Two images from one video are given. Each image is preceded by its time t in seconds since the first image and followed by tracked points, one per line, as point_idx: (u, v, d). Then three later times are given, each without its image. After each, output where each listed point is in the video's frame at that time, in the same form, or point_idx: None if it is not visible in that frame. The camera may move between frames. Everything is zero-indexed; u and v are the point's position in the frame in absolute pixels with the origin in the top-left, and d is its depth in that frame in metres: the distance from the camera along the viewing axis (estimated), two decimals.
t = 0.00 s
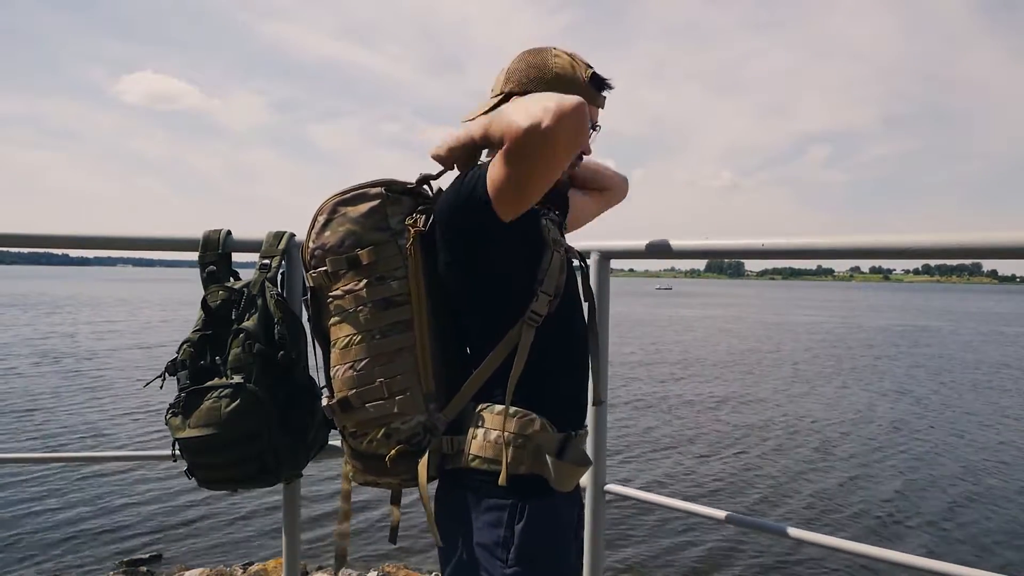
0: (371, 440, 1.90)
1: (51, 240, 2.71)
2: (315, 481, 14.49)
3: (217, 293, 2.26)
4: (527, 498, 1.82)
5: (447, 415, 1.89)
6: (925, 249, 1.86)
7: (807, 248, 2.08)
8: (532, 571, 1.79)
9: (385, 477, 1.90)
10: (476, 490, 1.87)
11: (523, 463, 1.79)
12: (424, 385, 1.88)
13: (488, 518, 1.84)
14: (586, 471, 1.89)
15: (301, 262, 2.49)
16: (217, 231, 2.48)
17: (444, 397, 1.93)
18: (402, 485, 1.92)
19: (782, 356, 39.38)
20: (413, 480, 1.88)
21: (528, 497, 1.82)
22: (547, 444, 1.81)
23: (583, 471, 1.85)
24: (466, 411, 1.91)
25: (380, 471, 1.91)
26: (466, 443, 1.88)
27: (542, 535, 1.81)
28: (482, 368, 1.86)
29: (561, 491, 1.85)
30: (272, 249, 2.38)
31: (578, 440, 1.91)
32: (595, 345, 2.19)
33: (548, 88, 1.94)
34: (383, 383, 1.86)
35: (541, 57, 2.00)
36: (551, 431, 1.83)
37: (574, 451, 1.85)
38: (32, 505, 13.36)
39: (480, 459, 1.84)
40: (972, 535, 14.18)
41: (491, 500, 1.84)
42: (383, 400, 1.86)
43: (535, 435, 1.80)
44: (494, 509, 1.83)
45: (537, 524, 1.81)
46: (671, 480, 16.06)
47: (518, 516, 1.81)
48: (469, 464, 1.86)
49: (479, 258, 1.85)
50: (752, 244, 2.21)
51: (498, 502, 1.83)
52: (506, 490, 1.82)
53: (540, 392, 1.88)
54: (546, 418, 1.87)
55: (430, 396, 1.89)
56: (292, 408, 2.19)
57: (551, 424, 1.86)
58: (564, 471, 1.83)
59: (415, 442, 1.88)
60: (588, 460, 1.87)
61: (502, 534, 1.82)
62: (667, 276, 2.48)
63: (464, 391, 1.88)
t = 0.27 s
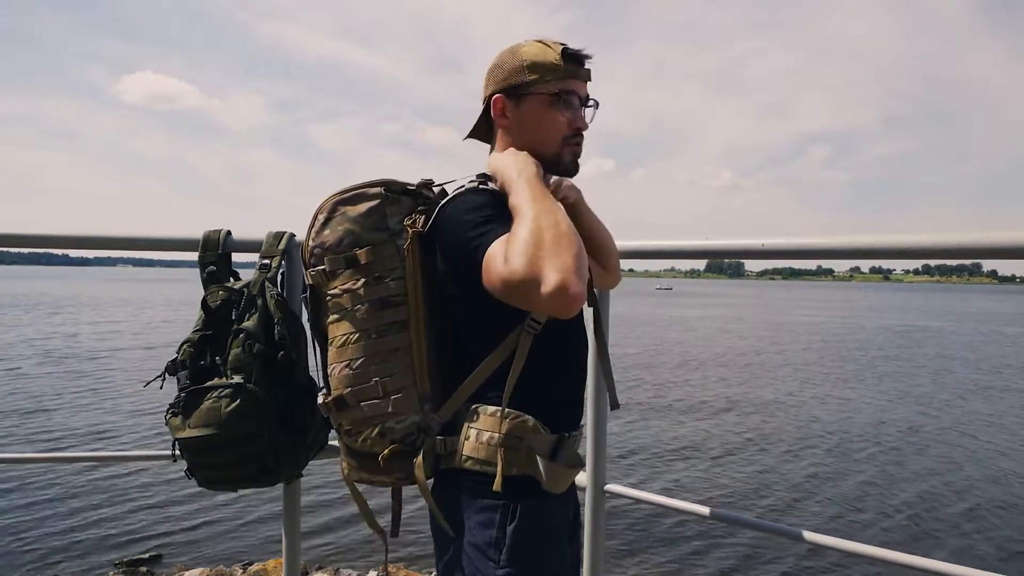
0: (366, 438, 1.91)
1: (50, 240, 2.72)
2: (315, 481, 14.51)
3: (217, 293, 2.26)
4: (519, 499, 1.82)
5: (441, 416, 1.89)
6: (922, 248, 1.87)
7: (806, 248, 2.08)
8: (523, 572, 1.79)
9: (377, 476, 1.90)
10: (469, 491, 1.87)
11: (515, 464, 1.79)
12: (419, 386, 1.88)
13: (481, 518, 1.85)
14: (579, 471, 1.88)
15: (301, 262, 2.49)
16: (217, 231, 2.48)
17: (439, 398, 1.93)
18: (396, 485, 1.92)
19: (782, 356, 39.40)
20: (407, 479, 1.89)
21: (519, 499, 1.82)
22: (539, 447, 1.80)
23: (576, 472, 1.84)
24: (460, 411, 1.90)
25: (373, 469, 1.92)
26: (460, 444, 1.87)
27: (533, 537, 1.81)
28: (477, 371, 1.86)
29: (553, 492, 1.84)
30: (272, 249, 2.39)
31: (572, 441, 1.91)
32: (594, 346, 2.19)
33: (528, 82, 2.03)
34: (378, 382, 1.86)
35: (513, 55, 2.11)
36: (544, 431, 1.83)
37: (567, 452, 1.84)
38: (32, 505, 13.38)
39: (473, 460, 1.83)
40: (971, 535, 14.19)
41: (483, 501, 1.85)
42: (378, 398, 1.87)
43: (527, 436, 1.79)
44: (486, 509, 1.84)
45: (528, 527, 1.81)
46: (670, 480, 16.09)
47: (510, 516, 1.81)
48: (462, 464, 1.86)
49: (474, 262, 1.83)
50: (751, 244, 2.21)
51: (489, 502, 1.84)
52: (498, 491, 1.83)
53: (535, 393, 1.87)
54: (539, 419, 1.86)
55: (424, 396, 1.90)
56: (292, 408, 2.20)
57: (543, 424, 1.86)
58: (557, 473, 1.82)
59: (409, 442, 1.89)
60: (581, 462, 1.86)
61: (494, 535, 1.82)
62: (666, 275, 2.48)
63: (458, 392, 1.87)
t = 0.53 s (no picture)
0: (367, 435, 1.91)
1: (50, 240, 2.72)
2: (315, 481, 14.49)
3: (217, 293, 2.26)
4: (517, 500, 1.81)
5: (442, 415, 1.89)
6: (923, 248, 1.87)
7: (807, 248, 2.08)
8: (520, 572, 1.79)
9: (376, 473, 1.91)
10: (468, 490, 1.87)
11: (514, 464, 1.79)
12: (421, 385, 1.88)
13: (478, 518, 1.85)
14: (578, 474, 1.87)
15: (301, 261, 2.48)
16: (217, 231, 2.48)
17: (440, 397, 1.93)
18: (395, 482, 1.92)
19: (783, 356, 39.37)
20: (406, 477, 1.89)
21: (517, 501, 1.82)
22: (538, 447, 1.79)
23: (574, 474, 1.84)
24: (461, 411, 1.89)
25: (374, 467, 1.92)
26: (459, 443, 1.87)
27: (530, 537, 1.81)
28: (480, 370, 1.86)
29: (551, 494, 1.83)
30: (272, 249, 2.39)
31: (570, 444, 1.90)
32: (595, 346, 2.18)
33: (514, 82, 2.07)
34: (379, 379, 1.87)
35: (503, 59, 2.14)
36: (543, 433, 1.82)
37: (566, 454, 1.83)
38: (32, 505, 13.37)
39: (473, 460, 1.83)
40: (971, 536, 14.17)
41: (482, 501, 1.85)
42: (378, 397, 1.87)
43: (526, 437, 1.79)
44: (484, 509, 1.84)
45: (525, 528, 1.81)
46: (670, 480, 16.07)
47: (507, 517, 1.81)
48: (461, 464, 1.86)
49: (476, 260, 1.82)
50: (752, 244, 2.21)
51: (488, 502, 1.84)
52: (497, 491, 1.83)
53: (536, 396, 1.86)
54: (538, 420, 1.86)
55: (426, 396, 1.90)
56: (292, 408, 2.20)
57: (543, 426, 1.85)
58: (553, 476, 1.80)
59: (408, 440, 1.90)
60: (580, 464, 1.86)
61: (491, 535, 1.82)
62: (667, 275, 2.48)
63: (461, 391, 1.87)
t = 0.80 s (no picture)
0: (369, 435, 1.91)
1: (50, 240, 2.72)
2: (315, 481, 14.48)
3: (217, 294, 2.26)
4: (518, 502, 1.82)
5: (443, 417, 1.89)
6: (922, 248, 1.87)
7: (807, 247, 2.08)
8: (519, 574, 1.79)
9: (377, 473, 1.91)
10: (469, 490, 1.87)
11: (516, 465, 1.79)
12: (423, 385, 1.89)
13: (479, 518, 1.85)
14: (578, 476, 1.87)
15: (301, 261, 2.49)
16: (216, 231, 2.48)
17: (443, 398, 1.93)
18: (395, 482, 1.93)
19: (783, 356, 39.38)
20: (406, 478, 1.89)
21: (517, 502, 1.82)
22: (538, 448, 1.79)
23: (574, 476, 1.84)
24: (463, 413, 1.89)
25: (375, 467, 1.92)
26: (461, 444, 1.87)
27: (531, 539, 1.81)
28: (484, 371, 1.85)
29: (552, 496, 1.83)
30: (272, 249, 2.39)
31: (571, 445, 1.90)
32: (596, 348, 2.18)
33: (510, 85, 2.09)
34: (382, 379, 1.86)
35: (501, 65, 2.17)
36: (543, 434, 1.82)
37: (566, 455, 1.83)
38: (31, 505, 13.36)
39: (475, 461, 1.83)
40: (971, 535, 14.17)
41: (482, 503, 1.85)
42: (380, 396, 1.87)
43: (528, 438, 1.80)
44: (484, 510, 1.84)
45: (526, 529, 1.81)
46: (670, 480, 16.07)
47: (508, 518, 1.81)
48: (462, 465, 1.86)
49: (482, 261, 1.81)
50: (751, 244, 2.21)
51: (489, 504, 1.84)
52: (497, 492, 1.83)
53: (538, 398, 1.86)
54: (540, 422, 1.86)
55: (427, 397, 1.90)
56: (292, 408, 2.20)
57: (544, 427, 1.85)
58: (554, 476, 1.81)
59: (409, 440, 1.90)
60: (580, 465, 1.86)
61: (492, 536, 1.82)
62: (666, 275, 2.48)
63: (463, 393, 1.87)
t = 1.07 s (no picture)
0: (377, 432, 1.91)
1: (49, 240, 2.71)
2: (316, 481, 14.48)
3: (217, 294, 2.26)
4: (525, 502, 1.82)
5: (451, 417, 1.89)
6: (922, 248, 1.87)
7: (808, 248, 2.08)
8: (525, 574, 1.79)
9: (383, 471, 1.91)
10: (476, 490, 1.87)
11: (523, 466, 1.80)
12: (430, 384, 1.89)
13: (485, 518, 1.85)
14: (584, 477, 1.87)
15: (301, 261, 2.49)
16: (217, 231, 2.48)
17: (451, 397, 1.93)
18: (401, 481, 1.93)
19: (783, 356, 39.37)
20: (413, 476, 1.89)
21: (525, 503, 1.82)
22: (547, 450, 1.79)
23: (581, 477, 1.84)
24: (471, 413, 1.90)
25: (381, 465, 1.92)
26: (470, 445, 1.86)
27: (537, 539, 1.81)
28: (495, 372, 1.85)
29: (559, 496, 1.84)
30: (272, 249, 2.39)
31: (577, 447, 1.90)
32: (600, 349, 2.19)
33: (508, 88, 2.10)
34: (390, 376, 1.86)
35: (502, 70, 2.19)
36: (551, 435, 1.82)
37: (573, 456, 1.83)
38: (32, 505, 13.37)
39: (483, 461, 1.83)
40: (971, 535, 14.17)
41: (489, 503, 1.85)
42: (387, 394, 1.86)
43: (536, 439, 1.80)
44: (491, 510, 1.84)
45: (533, 529, 1.81)
46: (670, 480, 16.06)
47: (515, 519, 1.81)
48: (469, 465, 1.86)
49: (495, 261, 1.80)
50: (751, 244, 2.21)
51: (496, 504, 1.84)
52: (504, 493, 1.83)
53: (546, 399, 1.87)
54: (548, 424, 1.86)
55: (435, 395, 1.90)
56: (292, 408, 2.19)
57: (552, 429, 1.86)
58: (560, 478, 1.81)
59: (416, 440, 1.89)
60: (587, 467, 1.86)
61: (499, 536, 1.82)
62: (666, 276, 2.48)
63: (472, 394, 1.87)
